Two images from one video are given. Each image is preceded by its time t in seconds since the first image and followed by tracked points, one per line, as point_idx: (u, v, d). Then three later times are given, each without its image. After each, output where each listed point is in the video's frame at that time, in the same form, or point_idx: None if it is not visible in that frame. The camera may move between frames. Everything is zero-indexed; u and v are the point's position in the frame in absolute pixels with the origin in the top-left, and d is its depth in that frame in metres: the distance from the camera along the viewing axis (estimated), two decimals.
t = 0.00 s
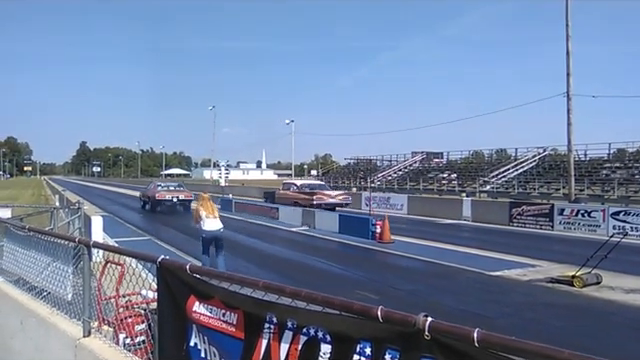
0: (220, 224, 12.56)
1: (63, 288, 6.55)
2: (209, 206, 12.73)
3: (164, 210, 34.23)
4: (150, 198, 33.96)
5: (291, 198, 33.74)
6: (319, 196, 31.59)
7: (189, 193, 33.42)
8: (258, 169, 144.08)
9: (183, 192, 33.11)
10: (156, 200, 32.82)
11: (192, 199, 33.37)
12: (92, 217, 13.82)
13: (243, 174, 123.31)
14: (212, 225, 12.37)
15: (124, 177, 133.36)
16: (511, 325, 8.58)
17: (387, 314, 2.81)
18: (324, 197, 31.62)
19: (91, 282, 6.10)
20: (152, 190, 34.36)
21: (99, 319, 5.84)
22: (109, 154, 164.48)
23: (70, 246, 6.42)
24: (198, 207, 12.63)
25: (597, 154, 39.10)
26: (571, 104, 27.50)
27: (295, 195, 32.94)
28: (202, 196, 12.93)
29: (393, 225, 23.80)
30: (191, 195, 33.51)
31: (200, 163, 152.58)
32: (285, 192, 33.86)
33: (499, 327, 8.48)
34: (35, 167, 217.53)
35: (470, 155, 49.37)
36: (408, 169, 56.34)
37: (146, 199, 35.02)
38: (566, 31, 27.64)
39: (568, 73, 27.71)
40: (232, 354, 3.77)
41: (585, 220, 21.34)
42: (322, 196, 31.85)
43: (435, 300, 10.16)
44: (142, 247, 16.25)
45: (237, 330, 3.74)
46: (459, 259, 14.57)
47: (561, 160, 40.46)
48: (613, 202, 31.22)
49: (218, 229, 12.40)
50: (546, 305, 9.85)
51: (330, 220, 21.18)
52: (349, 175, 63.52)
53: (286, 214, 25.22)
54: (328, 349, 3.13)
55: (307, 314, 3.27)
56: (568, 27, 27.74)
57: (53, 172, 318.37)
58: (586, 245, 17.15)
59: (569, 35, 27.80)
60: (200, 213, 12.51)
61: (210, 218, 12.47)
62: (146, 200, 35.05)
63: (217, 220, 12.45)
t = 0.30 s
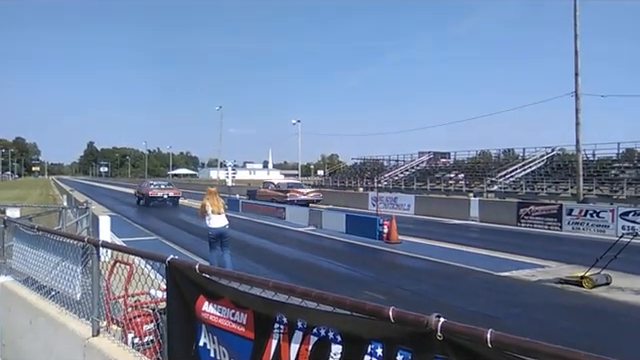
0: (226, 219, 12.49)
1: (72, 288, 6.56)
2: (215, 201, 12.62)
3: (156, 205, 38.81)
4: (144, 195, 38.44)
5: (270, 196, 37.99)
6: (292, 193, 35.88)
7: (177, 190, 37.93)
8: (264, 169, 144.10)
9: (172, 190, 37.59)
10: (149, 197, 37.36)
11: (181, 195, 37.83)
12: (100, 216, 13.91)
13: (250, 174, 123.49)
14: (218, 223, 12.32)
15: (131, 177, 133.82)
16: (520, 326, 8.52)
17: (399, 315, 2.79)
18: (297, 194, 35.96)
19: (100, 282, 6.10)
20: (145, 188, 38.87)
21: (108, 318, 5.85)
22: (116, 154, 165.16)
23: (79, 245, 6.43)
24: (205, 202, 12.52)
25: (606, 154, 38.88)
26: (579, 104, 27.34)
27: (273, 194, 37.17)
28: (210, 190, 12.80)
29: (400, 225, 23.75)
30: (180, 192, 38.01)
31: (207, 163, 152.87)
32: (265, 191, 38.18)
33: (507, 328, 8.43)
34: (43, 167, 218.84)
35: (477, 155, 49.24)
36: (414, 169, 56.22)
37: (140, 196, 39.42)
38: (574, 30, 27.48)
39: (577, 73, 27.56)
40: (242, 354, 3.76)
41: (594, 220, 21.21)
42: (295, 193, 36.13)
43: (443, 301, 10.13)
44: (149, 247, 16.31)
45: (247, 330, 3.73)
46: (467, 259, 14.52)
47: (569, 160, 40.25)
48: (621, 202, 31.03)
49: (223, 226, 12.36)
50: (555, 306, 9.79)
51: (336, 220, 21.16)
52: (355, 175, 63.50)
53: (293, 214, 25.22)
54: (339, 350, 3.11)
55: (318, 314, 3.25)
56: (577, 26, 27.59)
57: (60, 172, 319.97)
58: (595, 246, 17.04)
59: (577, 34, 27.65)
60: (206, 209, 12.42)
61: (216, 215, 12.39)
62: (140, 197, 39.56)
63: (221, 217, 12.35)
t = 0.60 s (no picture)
0: (230, 219, 12.48)
1: (79, 288, 6.59)
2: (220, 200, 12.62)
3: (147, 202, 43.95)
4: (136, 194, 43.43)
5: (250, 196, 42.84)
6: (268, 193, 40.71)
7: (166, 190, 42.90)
8: (268, 169, 144.22)
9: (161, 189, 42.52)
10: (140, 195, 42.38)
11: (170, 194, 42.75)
12: (105, 217, 14.00)
13: (254, 175, 123.67)
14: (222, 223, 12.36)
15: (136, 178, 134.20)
16: (526, 327, 8.50)
17: (408, 315, 2.80)
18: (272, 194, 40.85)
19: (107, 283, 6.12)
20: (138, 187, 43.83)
21: (114, 319, 5.87)
22: (121, 155, 165.69)
23: (85, 246, 6.46)
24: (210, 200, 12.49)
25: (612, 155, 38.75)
26: (585, 104, 27.26)
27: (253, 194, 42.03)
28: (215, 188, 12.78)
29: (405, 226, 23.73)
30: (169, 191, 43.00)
31: (212, 164, 153.11)
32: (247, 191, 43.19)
33: (512, 329, 8.41)
34: (49, 168, 219.65)
35: (482, 156, 49.16)
36: (419, 170, 56.15)
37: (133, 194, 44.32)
38: (580, 31, 27.40)
39: (582, 73, 27.48)
40: (249, 354, 3.76)
41: (600, 221, 21.15)
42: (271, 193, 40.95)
43: (448, 301, 10.12)
44: (154, 247, 16.38)
45: (255, 331, 3.73)
46: (472, 260, 14.51)
47: (575, 161, 40.14)
48: (627, 203, 30.91)
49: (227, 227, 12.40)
50: (561, 307, 9.76)
51: (341, 221, 21.19)
52: (360, 176, 63.54)
53: (297, 215, 25.25)
54: (346, 350, 3.11)
55: (326, 315, 3.25)
56: (583, 26, 27.53)
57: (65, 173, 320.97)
58: (601, 247, 16.97)
59: (583, 34, 27.58)
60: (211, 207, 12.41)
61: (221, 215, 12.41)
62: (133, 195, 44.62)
63: (225, 217, 12.35)
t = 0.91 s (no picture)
0: (236, 218, 12.48)
1: (88, 288, 6.61)
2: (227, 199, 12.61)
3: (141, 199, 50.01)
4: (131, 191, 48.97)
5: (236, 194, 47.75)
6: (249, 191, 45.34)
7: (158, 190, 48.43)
8: (275, 169, 144.28)
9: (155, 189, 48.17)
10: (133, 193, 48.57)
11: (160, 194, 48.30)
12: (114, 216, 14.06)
13: (261, 174, 123.90)
14: (228, 223, 12.36)
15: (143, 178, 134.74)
16: (534, 328, 8.46)
17: (418, 315, 2.79)
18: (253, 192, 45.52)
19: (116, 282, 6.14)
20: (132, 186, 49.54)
21: (123, 318, 5.88)
22: (128, 155, 166.33)
23: (94, 245, 6.48)
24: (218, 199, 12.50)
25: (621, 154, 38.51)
26: (594, 104, 27.10)
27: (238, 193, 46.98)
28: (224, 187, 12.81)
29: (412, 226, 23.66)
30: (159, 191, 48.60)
31: (219, 163, 153.54)
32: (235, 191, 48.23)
33: (520, 329, 8.37)
34: (57, 168, 221.07)
35: (490, 155, 48.97)
36: (426, 169, 55.96)
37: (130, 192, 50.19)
38: (589, 29, 27.25)
39: (591, 72, 27.31)
40: (258, 354, 3.76)
41: (609, 220, 21.02)
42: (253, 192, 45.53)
43: (456, 301, 10.09)
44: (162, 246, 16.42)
45: (263, 330, 3.73)
46: (480, 260, 14.46)
47: (583, 160, 39.90)
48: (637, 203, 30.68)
49: (234, 227, 12.40)
50: (570, 307, 9.70)
51: (348, 220, 21.16)
52: (367, 176, 63.48)
53: (304, 214, 25.24)
54: (355, 350, 3.10)
55: (335, 313, 3.25)
56: (591, 25, 27.38)
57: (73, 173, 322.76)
58: (611, 247, 16.87)
59: (592, 33, 27.41)
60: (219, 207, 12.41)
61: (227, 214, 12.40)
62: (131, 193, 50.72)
63: (232, 217, 12.34)
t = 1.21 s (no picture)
0: (246, 219, 12.51)
1: (100, 287, 6.65)
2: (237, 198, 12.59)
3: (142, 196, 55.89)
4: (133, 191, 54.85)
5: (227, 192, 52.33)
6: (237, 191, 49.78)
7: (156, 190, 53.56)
8: (284, 170, 144.47)
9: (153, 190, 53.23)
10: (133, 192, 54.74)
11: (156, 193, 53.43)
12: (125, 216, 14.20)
13: (271, 175, 124.26)
14: (237, 223, 12.37)
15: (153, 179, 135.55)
16: (545, 329, 8.40)
17: (432, 316, 2.78)
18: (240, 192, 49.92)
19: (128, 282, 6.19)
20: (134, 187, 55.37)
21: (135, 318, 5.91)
22: (139, 156, 167.49)
23: (106, 245, 6.52)
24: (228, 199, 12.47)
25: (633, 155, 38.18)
26: (606, 103, 26.89)
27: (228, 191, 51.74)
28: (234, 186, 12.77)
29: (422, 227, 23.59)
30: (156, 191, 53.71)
31: (228, 164, 154.10)
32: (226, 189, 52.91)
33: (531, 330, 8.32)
34: (68, 168, 222.91)
35: (501, 156, 48.75)
36: (437, 170, 55.79)
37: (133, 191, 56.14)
38: (601, 29, 27.05)
39: (603, 72, 27.10)
40: (270, 354, 3.76)
41: (621, 222, 20.85)
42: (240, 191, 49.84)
43: (466, 302, 10.05)
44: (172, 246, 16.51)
45: (276, 331, 3.73)
46: (490, 261, 14.40)
47: (595, 161, 39.59)
48: None
49: (243, 227, 12.44)
50: (581, 309, 9.63)
51: (358, 221, 21.15)
52: (376, 176, 63.46)
53: (314, 214, 25.28)
54: (369, 351, 3.09)
55: (348, 315, 3.24)
56: (602, 24, 27.17)
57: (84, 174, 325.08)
58: (623, 248, 16.72)
59: (604, 32, 27.21)
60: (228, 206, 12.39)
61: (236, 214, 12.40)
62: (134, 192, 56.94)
63: (242, 217, 12.35)
